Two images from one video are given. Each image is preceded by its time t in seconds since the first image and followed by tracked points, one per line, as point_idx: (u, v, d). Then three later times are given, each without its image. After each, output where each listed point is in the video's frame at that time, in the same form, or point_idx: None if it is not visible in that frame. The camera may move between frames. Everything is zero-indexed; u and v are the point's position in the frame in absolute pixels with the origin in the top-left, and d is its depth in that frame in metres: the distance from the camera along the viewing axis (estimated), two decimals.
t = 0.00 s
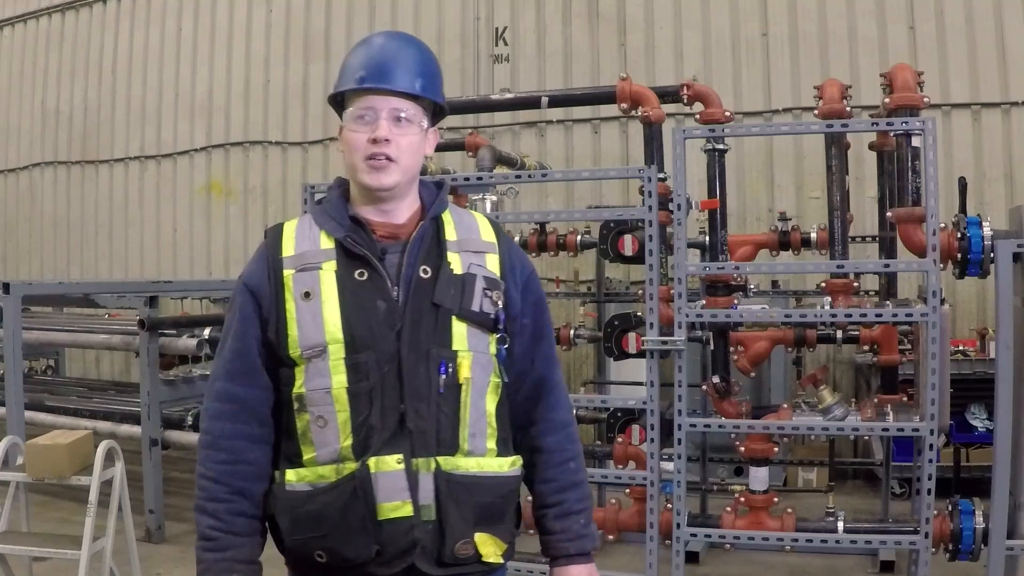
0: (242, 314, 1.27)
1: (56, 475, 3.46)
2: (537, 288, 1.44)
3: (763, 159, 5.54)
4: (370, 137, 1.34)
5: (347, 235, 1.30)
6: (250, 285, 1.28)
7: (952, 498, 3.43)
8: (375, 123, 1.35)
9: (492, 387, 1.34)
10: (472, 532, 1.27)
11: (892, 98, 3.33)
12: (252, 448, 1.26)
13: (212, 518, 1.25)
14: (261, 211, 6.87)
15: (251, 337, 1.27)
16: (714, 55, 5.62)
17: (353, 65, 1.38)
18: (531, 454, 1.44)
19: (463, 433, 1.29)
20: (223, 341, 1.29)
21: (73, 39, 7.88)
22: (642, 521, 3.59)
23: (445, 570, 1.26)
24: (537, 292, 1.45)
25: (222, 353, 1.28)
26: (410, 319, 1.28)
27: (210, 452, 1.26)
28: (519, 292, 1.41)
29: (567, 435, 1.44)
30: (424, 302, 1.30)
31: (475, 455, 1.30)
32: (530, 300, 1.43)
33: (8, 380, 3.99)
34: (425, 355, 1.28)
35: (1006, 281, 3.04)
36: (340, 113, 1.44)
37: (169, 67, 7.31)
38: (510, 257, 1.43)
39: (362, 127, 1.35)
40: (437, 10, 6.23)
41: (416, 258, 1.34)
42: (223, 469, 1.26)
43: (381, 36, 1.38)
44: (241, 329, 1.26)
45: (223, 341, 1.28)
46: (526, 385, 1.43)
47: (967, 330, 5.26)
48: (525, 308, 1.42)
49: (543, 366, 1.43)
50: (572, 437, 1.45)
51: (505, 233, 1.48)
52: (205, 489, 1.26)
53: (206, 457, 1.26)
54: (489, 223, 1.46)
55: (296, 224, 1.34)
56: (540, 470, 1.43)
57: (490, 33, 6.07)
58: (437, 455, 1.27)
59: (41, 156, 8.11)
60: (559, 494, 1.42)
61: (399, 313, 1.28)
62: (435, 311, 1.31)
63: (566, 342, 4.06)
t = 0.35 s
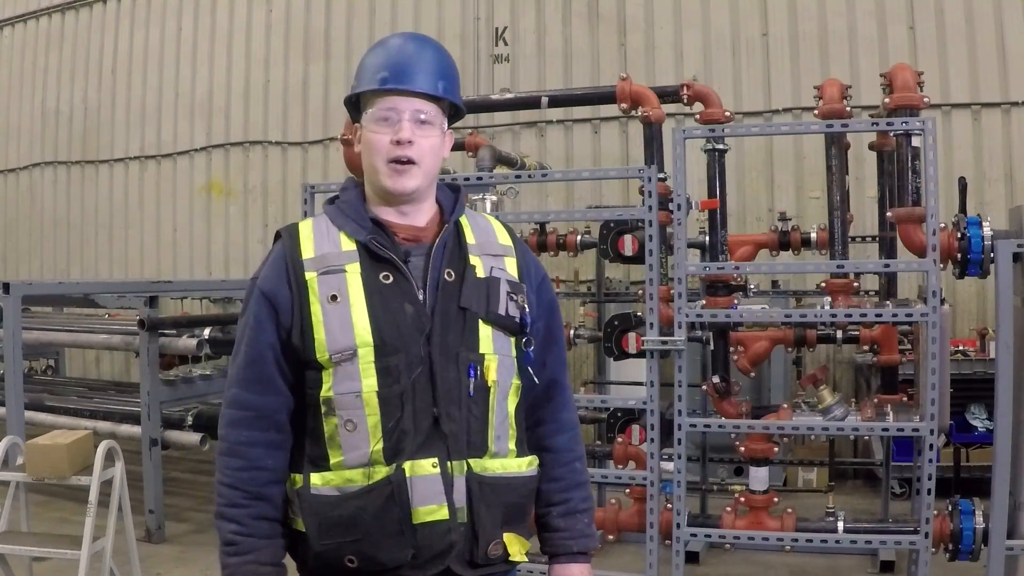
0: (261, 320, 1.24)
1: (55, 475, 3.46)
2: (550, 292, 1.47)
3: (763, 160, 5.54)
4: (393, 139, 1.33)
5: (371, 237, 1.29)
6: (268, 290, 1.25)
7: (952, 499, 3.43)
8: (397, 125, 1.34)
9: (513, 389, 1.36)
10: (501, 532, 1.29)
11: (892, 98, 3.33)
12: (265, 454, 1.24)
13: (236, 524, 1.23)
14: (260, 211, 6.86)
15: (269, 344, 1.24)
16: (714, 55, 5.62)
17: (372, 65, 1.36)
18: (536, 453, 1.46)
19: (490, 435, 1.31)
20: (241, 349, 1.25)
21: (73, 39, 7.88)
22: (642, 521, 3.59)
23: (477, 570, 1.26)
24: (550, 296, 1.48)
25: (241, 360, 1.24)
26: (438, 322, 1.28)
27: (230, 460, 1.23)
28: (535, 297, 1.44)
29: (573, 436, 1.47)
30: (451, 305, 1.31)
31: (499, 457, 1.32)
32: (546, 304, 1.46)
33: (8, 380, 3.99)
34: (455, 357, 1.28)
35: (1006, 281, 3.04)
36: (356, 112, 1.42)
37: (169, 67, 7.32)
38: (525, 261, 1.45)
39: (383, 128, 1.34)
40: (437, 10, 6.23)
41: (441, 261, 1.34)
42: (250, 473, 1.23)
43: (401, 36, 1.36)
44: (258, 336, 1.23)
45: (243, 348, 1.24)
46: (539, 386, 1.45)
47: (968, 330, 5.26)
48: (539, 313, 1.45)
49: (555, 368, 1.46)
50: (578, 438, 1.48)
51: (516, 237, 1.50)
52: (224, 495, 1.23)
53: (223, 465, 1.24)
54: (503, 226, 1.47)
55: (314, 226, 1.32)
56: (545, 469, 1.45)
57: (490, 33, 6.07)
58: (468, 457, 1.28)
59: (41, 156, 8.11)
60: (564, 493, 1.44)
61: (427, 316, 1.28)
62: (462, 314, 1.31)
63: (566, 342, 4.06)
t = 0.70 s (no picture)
0: (242, 324, 1.15)
1: (56, 475, 3.46)
2: (515, 290, 1.49)
3: (763, 160, 5.54)
4: (372, 136, 1.29)
5: (350, 237, 1.24)
6: (247, 292, 1.17)
7: (952, 498, 3.43)
8: (375, 122, 1.30)
9: (489, 390, 1.36)
10: (485, 533, 1.30)
11: (892, 98, 3.33)
12: (252, 461, 1.16)
13: (231, 534, 1.14)
14: (261, 212, 6.87)
15: (251, 348, 1.16)
16: (714, 55, 5.62)
17: (349, 59, 1.32)
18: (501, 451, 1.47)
19: (471, 437, 1.31)
20: (216, 354, 1.16)
21: (73, 39, 7.88)
22: (642, 521, 3.60)
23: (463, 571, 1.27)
24: (514, 295, 1.49)
25: (218, 366, 1.15)
26: (421, 325, 1.26)
27: (218, 469, 1.15)
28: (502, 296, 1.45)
29: (537, 433, 1.49)
30: (432, 307, 1.29)
31: (478, 457, 1.32)
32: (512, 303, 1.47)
33: (8, 380, 4.00)
34: (438, 360, 1.27)
35: (1006, 281, 3.04)
36: (326, 109, 1.36)
37: (169, 67, 7.32)
38: (491, 261, 1.46)
39: (361, 124, 1.30)
40: (437, 10, 6.23)
41: (420, 262, 1.32)
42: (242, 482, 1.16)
43: (377, 32, 1.33)
44: (240, 340, 1.15)
45: (220, 353, 1.16)
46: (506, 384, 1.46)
47: (968, 330, 5.26)
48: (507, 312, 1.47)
49: (519, 366, 1.48)
50: (541, 434, 1.49)
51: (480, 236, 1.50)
52: (212, 506, 1.15)
53: (209, 475, 1.15)
54: (468, 226, 1.47)
55: (286, 223, 1.25)
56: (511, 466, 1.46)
57: (490, 33, 6.07)
58: (454, 459, 1.27)
59: (40, 156, 8.11)
60: (530, 488, 1.45)
61: (409, 318, 1.25)
62: (442, 317, 1.30)
63: (566, 342, 4.06)
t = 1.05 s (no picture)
0: (191, 329, 1.13)
1: (56, 475, 3.46)
2: (456, 290, 1.52)
3: (763, 160, 5.53)
4: (335, 134, 1.29)
5: (302, 240, 1.23)
6: (196, 298, 1.14)
7: (952, 498, 3.43)
8: (338, 119, 1.30)
9: (435, 393, 1.39)
10: (436, 537, 1.34)
11: (892, 98, 3.33)
12: (197, 472, 1.14)
13: (170, 553, 1.12)
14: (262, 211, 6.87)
15: (198, 356, 1.13)
16: (713, 55, 5.61)
17: (310, 52, 1.30)
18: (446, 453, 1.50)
19: (421, 441, 1.34)
20: (159, 360, 1.13)
21: (73, 39, 7.89)
22: (642, 521, 3.60)
23: None
24: (456, 295, 1.53)
25: (164, 373, 1.12)
26: (375, 330, 1.27)
27: (160, 482, 1.12)
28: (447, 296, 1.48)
29: (477, 434, 1.53)
30: (384, 312, 1.30)
31: (427, 461, 1.35)
32: (455, 303, 1.50)
33: (8, 380, 4.00)
34: (391, 366, 1.28)
35: (1007, 280, 3.03)
36: (279, 100, 1.33)
37: (169, 67, 7.32)
38: (434, 263, 1.49)
39: (324, 121, 1.29)
40: (437, 10, 6.23)
41: (371, 265, 1.33)
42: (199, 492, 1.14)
43: (341, 28, 1.32)
44: (188, 347, 1.12)
45: (165, 359, 1.12)
46: (451, 385, 1.48)
47: (967, 330, 5.25)
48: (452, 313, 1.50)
49: (464, 368, 1.50)
50: (481, 436, 1.54)
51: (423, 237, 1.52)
52: (153, 522, 1.12)
53: (150, 488, 1.12)
54: (412, 226, 1.49)
55: (233, 224, 1.23)
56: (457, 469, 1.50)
57: (490, 33, 6.06)
58: (409, 467, 1.30)
59: (41, 156, 8.11)
60: (475, 490, 1.49)
61: (362, 322, 1.26)
62: (394, 321, 1.31)
63: (566, 342, 4.06)
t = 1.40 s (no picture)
0: (187, 332, 1.13)
1: (56, 475, 3.46)
2: (446, 280, 1.53)
3: (763, 160, 5.53)
4: (369, 139, 1.33)
5: (295, 235, 1.23)
6: (191, 299, 1.14)
7: (952, 498, 3.43)
8: (371, 125, 1.34)
9: (434, 384, 1.40)
10: (445, 528, 1.34)
11: (892, 98, 3.33)
12: (201, 476, 1.13)
13: (181, 558, 1.11)
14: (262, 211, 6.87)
15: (197, 358, 1.13)
16: (713, 55, 5.62)
17: (344, 57, 1.30)
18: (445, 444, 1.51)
19: (427, 432, 1.34)
20: (158, 364, 1.13)
21: (73, 38, 7.88)
22: (642, 521, 3.60)
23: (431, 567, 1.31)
24: (446, 284, 1.54)
25: (162, 375, 1.12)
26: (373, 322, 1.28)
27: (163, 487, 1.12)
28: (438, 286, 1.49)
29: (474, 424, 1.54)
30: (380, 303, 1.31)
31: (431, 452, 1.35)
32: (448, 292, 1.51)
33: (8, 380, 4.00)
34: (392, 357, 1.29)
35: (1006, 280, 3.04)
36: (308, 95, 1.30)
37: (169, 67, 7.31)
38: (424, 253, 1.50)
39: (361, 126, 1.32)
40: (437, 10, 6.23)
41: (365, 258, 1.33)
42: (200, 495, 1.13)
43: (369, 38, 1.36)
44: (185, 350, 1.13)
45: (163, 363, 1.12)
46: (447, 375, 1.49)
47: (967, 330, 5.26)
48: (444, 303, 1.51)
49: (460, 358, 1.51)
50: (477, 425, 1.55)
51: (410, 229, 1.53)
52: (161, 529, 1.12)
53: (154, 494, 1.12)
54: (399, 219, 1.49)
55: (223, 224, 1.23)
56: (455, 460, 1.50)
57: (490, 33, 6.06)
58: (415, 457, 1.30)
59: (41, 156, 8.11)
60: (474, 481, 1.49)
61: (361, 315, 1.26)
62: (392, 312, 1.32)
63: (566, 342, 4.06)
